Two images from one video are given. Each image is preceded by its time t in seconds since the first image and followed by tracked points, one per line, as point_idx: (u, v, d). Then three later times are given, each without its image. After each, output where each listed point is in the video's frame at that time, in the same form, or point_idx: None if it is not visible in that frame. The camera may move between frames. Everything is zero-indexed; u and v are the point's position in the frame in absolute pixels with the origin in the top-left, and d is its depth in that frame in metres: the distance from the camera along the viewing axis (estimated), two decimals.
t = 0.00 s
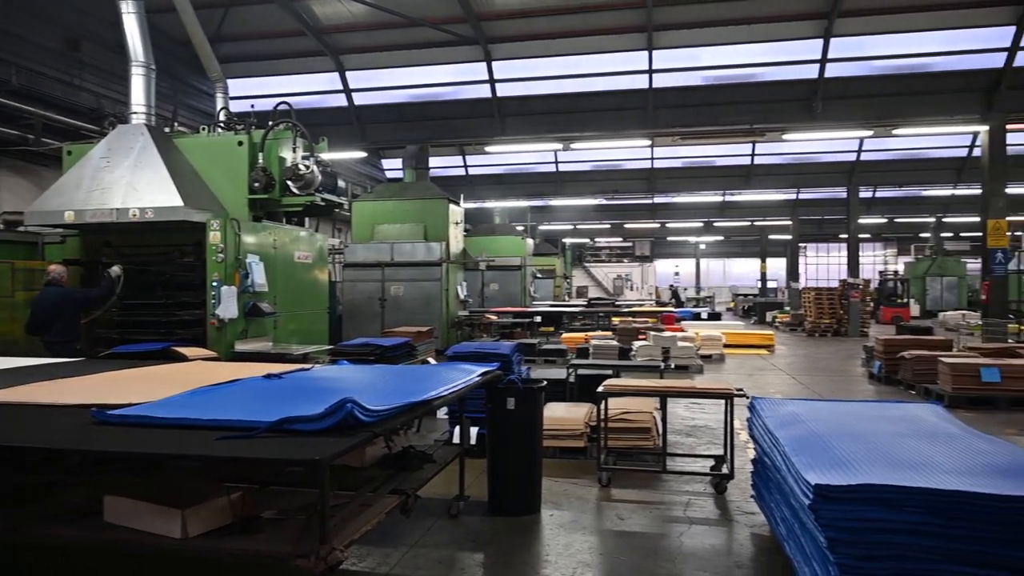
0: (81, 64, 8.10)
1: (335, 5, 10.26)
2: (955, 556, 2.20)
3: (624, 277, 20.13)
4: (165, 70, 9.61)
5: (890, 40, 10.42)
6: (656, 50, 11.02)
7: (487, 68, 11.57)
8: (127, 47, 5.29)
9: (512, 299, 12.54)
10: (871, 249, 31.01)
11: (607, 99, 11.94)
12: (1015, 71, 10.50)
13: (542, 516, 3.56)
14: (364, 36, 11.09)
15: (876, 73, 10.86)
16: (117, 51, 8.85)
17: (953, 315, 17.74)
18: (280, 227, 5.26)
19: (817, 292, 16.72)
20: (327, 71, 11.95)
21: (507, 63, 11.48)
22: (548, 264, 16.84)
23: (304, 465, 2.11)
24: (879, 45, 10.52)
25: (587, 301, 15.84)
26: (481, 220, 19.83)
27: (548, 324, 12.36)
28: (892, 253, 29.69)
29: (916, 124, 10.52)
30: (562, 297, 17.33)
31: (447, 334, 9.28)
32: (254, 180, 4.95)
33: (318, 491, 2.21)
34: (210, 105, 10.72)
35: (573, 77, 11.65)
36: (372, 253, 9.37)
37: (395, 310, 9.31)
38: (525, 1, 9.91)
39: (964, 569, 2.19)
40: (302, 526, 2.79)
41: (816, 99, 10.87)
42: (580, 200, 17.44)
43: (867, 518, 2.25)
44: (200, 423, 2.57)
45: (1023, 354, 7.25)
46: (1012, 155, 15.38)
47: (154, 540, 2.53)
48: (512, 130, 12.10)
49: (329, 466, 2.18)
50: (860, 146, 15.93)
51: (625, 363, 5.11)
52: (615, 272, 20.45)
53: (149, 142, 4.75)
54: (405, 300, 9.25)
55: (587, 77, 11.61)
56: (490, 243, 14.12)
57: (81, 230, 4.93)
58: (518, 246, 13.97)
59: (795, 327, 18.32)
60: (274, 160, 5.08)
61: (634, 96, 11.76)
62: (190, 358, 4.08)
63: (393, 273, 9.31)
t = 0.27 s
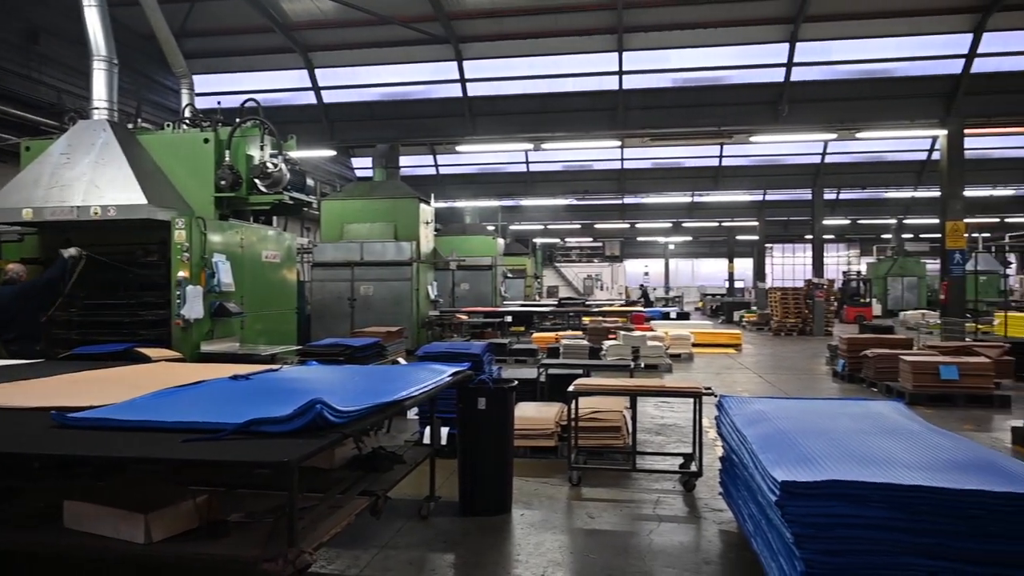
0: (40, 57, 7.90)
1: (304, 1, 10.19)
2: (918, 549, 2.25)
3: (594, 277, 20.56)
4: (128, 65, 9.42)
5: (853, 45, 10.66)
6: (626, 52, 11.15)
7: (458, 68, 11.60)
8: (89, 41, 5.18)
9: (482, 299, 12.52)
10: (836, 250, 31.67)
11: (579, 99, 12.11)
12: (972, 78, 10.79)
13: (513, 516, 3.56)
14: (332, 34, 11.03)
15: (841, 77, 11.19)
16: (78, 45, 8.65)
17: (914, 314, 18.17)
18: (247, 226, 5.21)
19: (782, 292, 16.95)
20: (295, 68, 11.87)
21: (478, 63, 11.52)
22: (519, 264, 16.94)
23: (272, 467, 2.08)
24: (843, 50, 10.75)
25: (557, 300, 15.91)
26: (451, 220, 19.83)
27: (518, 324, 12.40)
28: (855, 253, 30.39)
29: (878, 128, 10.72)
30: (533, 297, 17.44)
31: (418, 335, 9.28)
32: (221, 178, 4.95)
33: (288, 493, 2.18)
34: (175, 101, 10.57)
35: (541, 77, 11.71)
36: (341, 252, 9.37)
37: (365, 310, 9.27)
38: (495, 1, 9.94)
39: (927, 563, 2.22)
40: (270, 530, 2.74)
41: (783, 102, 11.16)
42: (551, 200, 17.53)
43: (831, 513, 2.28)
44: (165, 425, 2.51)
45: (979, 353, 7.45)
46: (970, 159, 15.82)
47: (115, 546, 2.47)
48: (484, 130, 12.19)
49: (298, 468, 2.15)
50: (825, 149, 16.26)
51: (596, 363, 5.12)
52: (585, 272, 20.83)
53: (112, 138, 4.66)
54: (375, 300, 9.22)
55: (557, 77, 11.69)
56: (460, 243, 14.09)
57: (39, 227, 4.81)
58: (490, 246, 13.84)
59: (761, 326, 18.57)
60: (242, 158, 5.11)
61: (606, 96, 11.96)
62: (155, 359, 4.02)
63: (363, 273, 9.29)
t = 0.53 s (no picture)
0: None
1: None
2: (881, 543, 2.29)
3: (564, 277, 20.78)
4: (91, 59, 9.23)
5: (818, 50, 10.88)
6: (597, 53, 11.24)
7: (428, 67, 11.59)
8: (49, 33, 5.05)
9: (453, 299, 12.52)
10: (801, 251, 32.26)
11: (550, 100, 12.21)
12: (931, 84, 11.08)
13: (484, 516, 3.55)
14: (300, 31, 10.91)
15: (806, 81, 11.39)
16: (38, 37, 8.44)
17: (876, 314, 18.60)
18: (214, 224, 5.22)
19: (750, 292, 17.17)
20: (263, 64, 11.74)
21: (448, 62, 11.52)
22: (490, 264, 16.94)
23: (240, 469, 2.05)
24: (810, 55, 11.00)
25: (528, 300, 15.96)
26: (422, 219, 19.81)
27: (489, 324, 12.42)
28: (820, 254, 31.08)
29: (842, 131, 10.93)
30: (504, 297, 17.45)
31: (387, 334, 9.30)
32: (187, 175, 4.95)
33: (256, 496, 2.15)
34: (139, 97, 10.40)
35: (511, 77, 11.74)
36: (310, 252, 9.31)
37: (334, 310, 9.24)
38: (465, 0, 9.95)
39: (891, 557, 2.26)
40: (237, 533, 2.70)
41: (750, 105, 11.57)
42: (522, 200, 17.56)
43: (797, 509, 2.32)
44: (128, 427, 2.45)
45: (939, 351, 7.65)
46: (930, 163, 16.25)
47: (76, 551, 2.40)
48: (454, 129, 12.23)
49: (267, 470, 2.12)
50: (790, 152, 16.58)
51: (566, 362, 5.13)
52: (556, 272, 20.93)
53: (72, 134, 4.63)
54: (344, 300, 9.21)
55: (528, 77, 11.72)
56: (431, 243, 14.05)
57: None
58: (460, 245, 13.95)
59: (729, 326, 18.81)
60: (208, 155, 5.08)
61: (577, 97, 12.07)
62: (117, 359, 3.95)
63: (332, 272, 9.27)
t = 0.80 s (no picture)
0: None
1: None
2: (845, 539, 2.32)
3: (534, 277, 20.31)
4: (51, 52, 9.04)
5: (784, 54, 11.07)
6: (567, 54, 11.28)
7: (398, 65, 11.51)
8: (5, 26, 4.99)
9: (424, 299, 12.47)
10: (768, 252, 32.80)
11: (522, 100, 12.19)
12: (892, 89, 11.34)
13: (453, 517, 3.54)
14: (267, 27, 10.82)
15: (773, 85, 11.57)
16: None
17: (839, 314, 18.99)
18: (179, 222, 5.16)
19: (717, 292, 17.39)
20: (229, 61, 11.61)
21: (418, 60, 11.49)
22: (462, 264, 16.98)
23: (205, 472, 2.02)
24: (776, 58, 11.17)
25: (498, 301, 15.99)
26: (391, 219, 19.74)
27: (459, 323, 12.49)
28: (785, 255, 31.70)
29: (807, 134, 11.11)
30: (474, 297, 17.37)
31: (356, 334, 9.34)
32: (151, 172, 4.87)
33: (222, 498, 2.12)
34: (101, 91, 10.25)
35: (480, 77, 11.73)
36: (278, 251, 9.21)
37: (302, 309, 9.23)
38: None
39: (855, 553, 2.29)
40: (201, 537, 2.65)
41: (719, 107, 11.72)
42: (493, 200, 17.59)
43: (763, 505, 2.34)
44: (89, 430, 2.39)
45: (900, 350, 7.84)
46: (892, 167, 16.64)
47: (31, 559, 2.32)
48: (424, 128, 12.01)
49: (233, 472, 2.09)
50: (757, 154, 16.86)
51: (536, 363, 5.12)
52: (526, 272, 20.65)
53: (31, 128, 4.56)
54: (313, 300, 9.20)
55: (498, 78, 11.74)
56: (401, 242, 13.99)
57: None
58: (430, 245, 13.88)
59: (697, 326, 19.03)
60: (173, 153, 5.06)
61: (548, 97, 12.08)
62: (76, 360, 3.86)
63: (300, 272, 9.22)
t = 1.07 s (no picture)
0: None
1: None
2: (808, 534, 2.36)
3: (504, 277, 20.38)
4: (7, 45, 8.79)
5: (750, 59, 11.22)
6: (537, 55, 11.30)
7: (367, 64, 11.42)
8: None
9: (392, 299, 12.53)
10: (734, 252, 33.29)
11: (492, 100, 12.12)
12: (854, 94, 11.59)
13: (422, 518, 3.53)
14: (232, 23, 10.67)
15: (739, 88, 11.75)
16: None
17: (804, 314, 19.37)
18: (141, 221, 5.06)
19: (684, 292, 17.59)
20: (193, 56, 11.43)
21: (387, 59, 11.43)
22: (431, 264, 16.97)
23: (167, 476, 1.98)
24: (742, 63, 11.32)
25: (467, 301, 16.00)
26: (360, 218, 19.63)
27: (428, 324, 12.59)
28: (751, 256, 32.29)
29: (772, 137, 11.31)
30: (444, 297, 17.34)
31: (324, 335, 9.24)
32: (111, 170, 4.83)
33: (185, 502, 2.08)
34: (59, 86, 10.03)
35: (448, 76, 11.69)
36: (244, 250, 9.19)
37: (268, 309, 9.18)
38: None
39: (817, 547, 2.34)
40: (164, 542, 2.60)
41: (686, 110, 11.79)
42: (463, 200, 17.59)
43: (729, 502, 2.36)
44: (45, 433, 2.32)
45: (861, 349, 8.01)
46: (854, 170, 17.02)
47: None
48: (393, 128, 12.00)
49: (197, 475, 2.05)
50: (724, 156, 17.10)
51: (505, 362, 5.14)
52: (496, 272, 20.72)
53: None
54: (279, 299, 9.16)
55: (468, 78, 11.74)
56: (370, 242, 13.82)
57: None
58: (400, 244, 13.71)
59: (665, 326, 19.26)
60: (135, 150, 5.03)
61: (517, 97, 12.04)
62: (31, 362, 3.76)
63: (266, 272, 9.19)
